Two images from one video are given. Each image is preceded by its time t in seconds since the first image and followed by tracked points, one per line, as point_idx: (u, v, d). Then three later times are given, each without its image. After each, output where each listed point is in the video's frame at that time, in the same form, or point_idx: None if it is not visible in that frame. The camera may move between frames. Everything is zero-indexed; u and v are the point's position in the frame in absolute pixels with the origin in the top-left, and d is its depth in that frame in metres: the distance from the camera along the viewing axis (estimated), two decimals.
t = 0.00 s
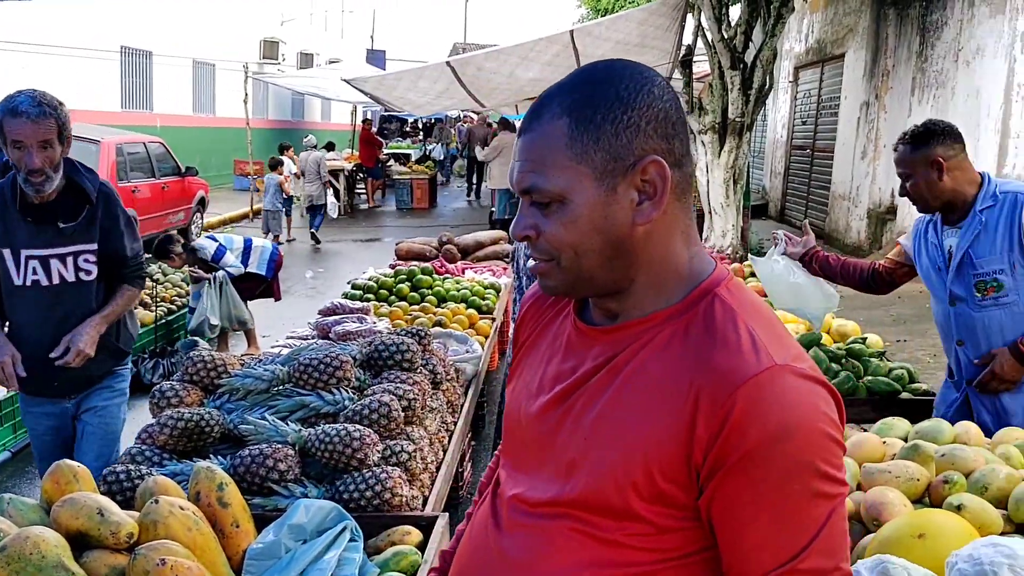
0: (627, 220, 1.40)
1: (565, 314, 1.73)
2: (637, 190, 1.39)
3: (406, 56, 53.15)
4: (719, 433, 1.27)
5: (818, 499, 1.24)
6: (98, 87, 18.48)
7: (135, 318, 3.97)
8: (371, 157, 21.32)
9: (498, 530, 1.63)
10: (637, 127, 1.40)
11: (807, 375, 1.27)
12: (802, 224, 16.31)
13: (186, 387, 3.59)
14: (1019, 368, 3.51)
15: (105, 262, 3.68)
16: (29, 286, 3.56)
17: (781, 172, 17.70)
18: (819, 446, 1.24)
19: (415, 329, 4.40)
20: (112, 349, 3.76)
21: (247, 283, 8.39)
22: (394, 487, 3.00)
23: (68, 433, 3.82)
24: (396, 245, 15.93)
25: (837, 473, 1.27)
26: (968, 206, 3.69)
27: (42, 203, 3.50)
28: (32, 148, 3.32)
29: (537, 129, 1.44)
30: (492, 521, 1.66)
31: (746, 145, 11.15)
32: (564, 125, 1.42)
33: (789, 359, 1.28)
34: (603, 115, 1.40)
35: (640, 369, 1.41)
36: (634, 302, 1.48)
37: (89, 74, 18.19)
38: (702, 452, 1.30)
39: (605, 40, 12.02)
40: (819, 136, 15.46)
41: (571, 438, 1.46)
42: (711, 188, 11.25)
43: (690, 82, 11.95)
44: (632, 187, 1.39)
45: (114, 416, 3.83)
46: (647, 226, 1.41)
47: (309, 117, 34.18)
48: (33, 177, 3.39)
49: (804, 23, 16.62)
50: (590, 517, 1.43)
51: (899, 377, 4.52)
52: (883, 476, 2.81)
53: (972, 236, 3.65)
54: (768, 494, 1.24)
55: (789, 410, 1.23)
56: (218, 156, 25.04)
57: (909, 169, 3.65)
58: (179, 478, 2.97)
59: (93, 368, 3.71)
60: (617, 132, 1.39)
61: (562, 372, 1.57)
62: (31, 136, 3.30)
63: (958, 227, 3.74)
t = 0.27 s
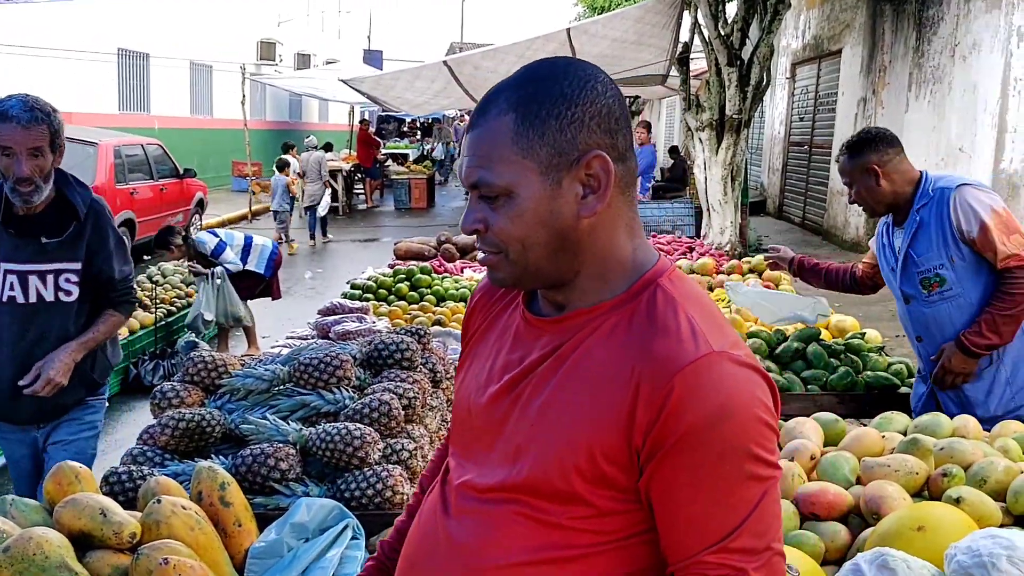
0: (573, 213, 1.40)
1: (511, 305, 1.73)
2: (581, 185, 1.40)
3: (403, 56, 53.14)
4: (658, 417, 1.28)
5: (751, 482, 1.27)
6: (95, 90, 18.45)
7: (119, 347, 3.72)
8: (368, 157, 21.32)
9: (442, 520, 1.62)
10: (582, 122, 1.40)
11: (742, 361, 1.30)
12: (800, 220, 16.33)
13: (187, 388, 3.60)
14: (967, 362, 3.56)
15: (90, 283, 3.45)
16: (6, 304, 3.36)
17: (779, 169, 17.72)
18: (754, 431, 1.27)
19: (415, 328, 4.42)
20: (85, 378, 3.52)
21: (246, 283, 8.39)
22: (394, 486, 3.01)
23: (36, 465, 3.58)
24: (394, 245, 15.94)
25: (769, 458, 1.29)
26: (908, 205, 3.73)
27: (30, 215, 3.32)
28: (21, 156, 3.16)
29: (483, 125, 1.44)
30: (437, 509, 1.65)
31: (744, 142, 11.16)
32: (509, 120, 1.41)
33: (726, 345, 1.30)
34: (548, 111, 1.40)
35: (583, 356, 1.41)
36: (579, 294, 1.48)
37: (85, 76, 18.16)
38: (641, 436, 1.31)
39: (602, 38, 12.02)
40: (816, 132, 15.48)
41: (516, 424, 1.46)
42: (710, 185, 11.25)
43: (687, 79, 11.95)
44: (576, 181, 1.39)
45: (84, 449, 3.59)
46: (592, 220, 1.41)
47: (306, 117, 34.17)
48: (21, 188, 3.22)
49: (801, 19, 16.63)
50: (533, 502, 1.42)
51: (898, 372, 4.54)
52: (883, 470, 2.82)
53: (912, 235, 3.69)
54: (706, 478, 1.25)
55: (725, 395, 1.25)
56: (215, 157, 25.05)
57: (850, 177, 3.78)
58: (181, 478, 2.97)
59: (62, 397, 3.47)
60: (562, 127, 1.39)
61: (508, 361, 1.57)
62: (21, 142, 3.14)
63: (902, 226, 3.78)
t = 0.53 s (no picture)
0: (511, 212, 1.43)
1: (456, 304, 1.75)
2: (520, 184, 1.43)
3: (405, 55, 53.16)
4: (593, 399, 1.32)
5: (685, 456, 1.30)
6: (95, 90, 18.47)
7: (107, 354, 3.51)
8: (369, 156, 21.35)
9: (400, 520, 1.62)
10: (515, 122, 1.43)
11: (670, 340, 1.34)
12: (801, 218, 16.36)
13: (193, 387, 3.64)
14: (943, 359, 3.60)
15: (76, 280, 3.24)
16: None
17: (780, 167, 17.74)
18: (686, 405, 1.30)
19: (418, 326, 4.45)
20: (72, 387, 3.32)
21: (250, 282, 8.43)
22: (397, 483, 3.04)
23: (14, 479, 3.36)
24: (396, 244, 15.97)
25: (702, 430, 1.33)
26: (888, 205, 3.77)
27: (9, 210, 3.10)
28: None
29: (422, 128, 1.46)
30: (393, 509, 1.66)
31: (745, 140, 11.18)
32: (447, 124, 1.43)
33: (655, 326, 1.34)
34: (482, 114, 1.42)
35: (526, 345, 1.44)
36: (520, 287, 1.50)
37: (86, 76, 18.17)
38: (579, 419, 1.34)
39: (603, 37, 12.04)
40: (817, 131, 15.50)
41: (463, 418, 1.48)
42: (711, 183, 11.28)
43: (688, 77, 11.97)
44: (514, 181, 1.42)
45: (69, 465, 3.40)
46: (530, 218, 1.44)
47: (307, 117, 34.20)
48: None
49: (802, 17, 16.65)
50: (482, 492, 1.45)
51: (899, 369, 4.56)
52: (882, 466, 2.83)
53: (891, 234, 3.74)
54: (644, 453, 1.29)
55: (654, 375, 1.29)
56: (217, 157, 25.09)
57: (832, 179, 3.82)
58: (187, 475, 3.00)
59: (47, 408, 3.26)
60: (498, 129, 1.42)
61: (454, 357, 1.59)
62: None
63: (883, 226, 3.83)
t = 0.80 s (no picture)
0: (548, 193, 1.56)
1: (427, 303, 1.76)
2: (553, 170, 1.58)
3: (411, 57, 53.28)
4: (599, 369, 1.35)
5: (689, 415, 1.34)
6: (104, 92, 18.60)
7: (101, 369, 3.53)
8: (376, 157, 21.44)
9: (395, 517, 1.60)
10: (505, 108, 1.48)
11: (665, 308, 1.39)
12: (806, 218, 16.38)
13: (207, 383, 3.72)
14: (954, 359, 3.67)
15: (63, 291, 3.26)
16: None
17: (786, 167, 17.77)
18: (686, 367, 1.35)
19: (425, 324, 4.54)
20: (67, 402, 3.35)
21: (258, 282, 8.53)
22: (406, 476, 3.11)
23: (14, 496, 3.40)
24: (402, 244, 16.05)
25: (701, 393, 1.37)
26: (899, 204, 3.81)
27: None
28: None
29: (483, 104, 1.45)
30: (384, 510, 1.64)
31: (750, 140, 11.23)
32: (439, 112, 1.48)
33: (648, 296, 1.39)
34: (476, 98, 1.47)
35: (526, 327, 1.46)
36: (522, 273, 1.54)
37: (94, 79, 18.31)
38: (584, 390, 1.37)
39: (608, 39, 12.10)
40: (823, 131, 15.52)
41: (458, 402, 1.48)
42: (716, 184, 11.33)
43: (693, 78, 12.03)
44: (551, 165, 1.57)
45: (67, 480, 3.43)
46: (556, 198, 1.60)
47: (314, 118, 34.34)
48: None
49: (807, 18, 16.67)
50: (484, 474, 1.44)
51: (901, 367, 4.61)
52: (880, 459, 2.89)
53: (902, 234, 3.79)
54: (651, 417, 1.32)
55: (655, 339, 1.32)
56: (225, 159, 25.23)
57: (844, 178, 3.87)
58: (202, 468, 3.08)
59: (42, 422, 3.30)
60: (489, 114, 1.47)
61: (439, 349, 1.59)
62: None
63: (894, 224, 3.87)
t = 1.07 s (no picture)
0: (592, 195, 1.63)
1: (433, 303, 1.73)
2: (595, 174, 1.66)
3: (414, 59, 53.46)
4: (666, 370, 1.43)
5: (742, 413, 1.45)
6: (110, 97, 18.76)
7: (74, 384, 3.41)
8: (380, 159, 21.57)
9: (434, 521, 1.58)
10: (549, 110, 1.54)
11: (711, 314, 1.51)
12: (808, 216, 16.46)
13: (218, 379, 3.84)
14: (983, 358, 3.74)
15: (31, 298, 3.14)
16: None
17: (788, 165, 17.84)
18: (738, 370, 1.46)
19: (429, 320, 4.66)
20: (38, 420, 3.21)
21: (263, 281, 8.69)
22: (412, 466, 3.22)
23: None
24: (406, 245, 16.17)
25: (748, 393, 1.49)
26: (934, 201, 3.88)
27: None
28: None
29: (540, 104, 1.51)
30: (418, 514, 1.61)
31: (751, 139, 11.32)
32: (491, 108, 1.53)
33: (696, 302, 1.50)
34: (523, 96, 1.52)
35: (580, 332, 1.51)
36: (563, 273, 1.57)
37: (100, 83, 18.47)
38: (651, 392, 1.45)
39: (609, 39, 12.19)
40: (824, 129, 15.60)
41: (512, 405, 1.50)
42: (718, 182, 11.42)
43: (694, 77, 12.12)
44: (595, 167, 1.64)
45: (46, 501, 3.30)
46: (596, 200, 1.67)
47: (318, 121, 34.51)
48: None
49: (808, 16, 16.76)
50: (546, 476, 1.48)
51: (894, 359, 4.70)
52: (868, 446, 3.01)
53: (937, 231, 3.85)
54: (717, 416, 1.42)
55: (717, 346, 1.43)
56: (230, 161, 25.37)
57: (879, 169, 3.89)
58: (214, 460, 3.18)
59: (13, 442, 3.16)
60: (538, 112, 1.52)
61: (473, 352, 1.59)
62: None
63: (928, 221, 3.94)
